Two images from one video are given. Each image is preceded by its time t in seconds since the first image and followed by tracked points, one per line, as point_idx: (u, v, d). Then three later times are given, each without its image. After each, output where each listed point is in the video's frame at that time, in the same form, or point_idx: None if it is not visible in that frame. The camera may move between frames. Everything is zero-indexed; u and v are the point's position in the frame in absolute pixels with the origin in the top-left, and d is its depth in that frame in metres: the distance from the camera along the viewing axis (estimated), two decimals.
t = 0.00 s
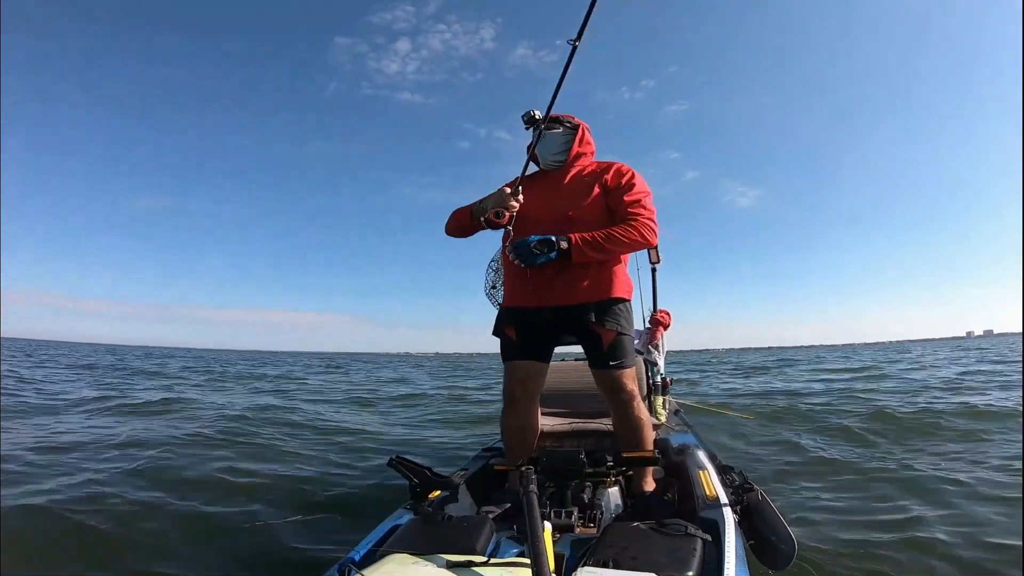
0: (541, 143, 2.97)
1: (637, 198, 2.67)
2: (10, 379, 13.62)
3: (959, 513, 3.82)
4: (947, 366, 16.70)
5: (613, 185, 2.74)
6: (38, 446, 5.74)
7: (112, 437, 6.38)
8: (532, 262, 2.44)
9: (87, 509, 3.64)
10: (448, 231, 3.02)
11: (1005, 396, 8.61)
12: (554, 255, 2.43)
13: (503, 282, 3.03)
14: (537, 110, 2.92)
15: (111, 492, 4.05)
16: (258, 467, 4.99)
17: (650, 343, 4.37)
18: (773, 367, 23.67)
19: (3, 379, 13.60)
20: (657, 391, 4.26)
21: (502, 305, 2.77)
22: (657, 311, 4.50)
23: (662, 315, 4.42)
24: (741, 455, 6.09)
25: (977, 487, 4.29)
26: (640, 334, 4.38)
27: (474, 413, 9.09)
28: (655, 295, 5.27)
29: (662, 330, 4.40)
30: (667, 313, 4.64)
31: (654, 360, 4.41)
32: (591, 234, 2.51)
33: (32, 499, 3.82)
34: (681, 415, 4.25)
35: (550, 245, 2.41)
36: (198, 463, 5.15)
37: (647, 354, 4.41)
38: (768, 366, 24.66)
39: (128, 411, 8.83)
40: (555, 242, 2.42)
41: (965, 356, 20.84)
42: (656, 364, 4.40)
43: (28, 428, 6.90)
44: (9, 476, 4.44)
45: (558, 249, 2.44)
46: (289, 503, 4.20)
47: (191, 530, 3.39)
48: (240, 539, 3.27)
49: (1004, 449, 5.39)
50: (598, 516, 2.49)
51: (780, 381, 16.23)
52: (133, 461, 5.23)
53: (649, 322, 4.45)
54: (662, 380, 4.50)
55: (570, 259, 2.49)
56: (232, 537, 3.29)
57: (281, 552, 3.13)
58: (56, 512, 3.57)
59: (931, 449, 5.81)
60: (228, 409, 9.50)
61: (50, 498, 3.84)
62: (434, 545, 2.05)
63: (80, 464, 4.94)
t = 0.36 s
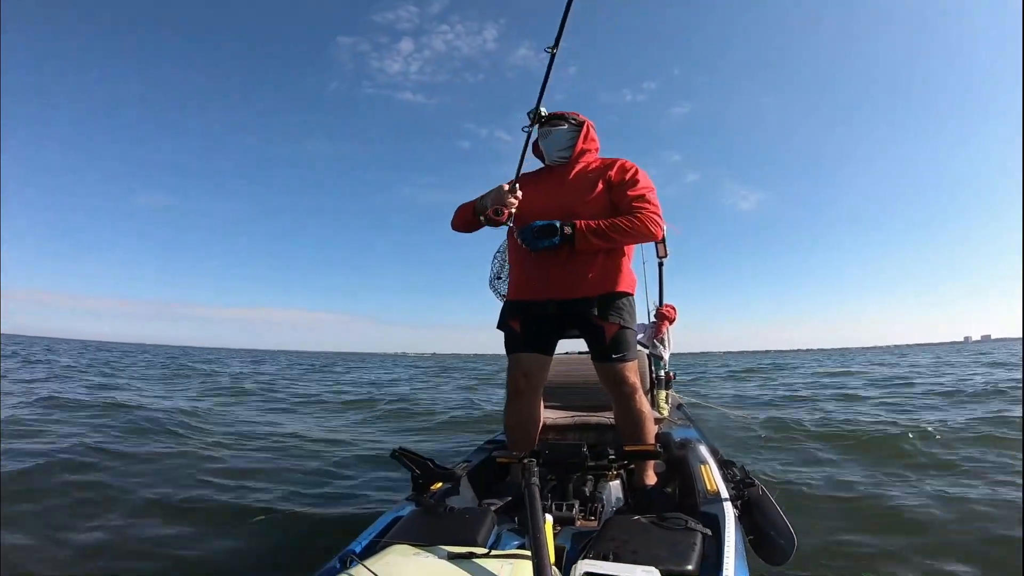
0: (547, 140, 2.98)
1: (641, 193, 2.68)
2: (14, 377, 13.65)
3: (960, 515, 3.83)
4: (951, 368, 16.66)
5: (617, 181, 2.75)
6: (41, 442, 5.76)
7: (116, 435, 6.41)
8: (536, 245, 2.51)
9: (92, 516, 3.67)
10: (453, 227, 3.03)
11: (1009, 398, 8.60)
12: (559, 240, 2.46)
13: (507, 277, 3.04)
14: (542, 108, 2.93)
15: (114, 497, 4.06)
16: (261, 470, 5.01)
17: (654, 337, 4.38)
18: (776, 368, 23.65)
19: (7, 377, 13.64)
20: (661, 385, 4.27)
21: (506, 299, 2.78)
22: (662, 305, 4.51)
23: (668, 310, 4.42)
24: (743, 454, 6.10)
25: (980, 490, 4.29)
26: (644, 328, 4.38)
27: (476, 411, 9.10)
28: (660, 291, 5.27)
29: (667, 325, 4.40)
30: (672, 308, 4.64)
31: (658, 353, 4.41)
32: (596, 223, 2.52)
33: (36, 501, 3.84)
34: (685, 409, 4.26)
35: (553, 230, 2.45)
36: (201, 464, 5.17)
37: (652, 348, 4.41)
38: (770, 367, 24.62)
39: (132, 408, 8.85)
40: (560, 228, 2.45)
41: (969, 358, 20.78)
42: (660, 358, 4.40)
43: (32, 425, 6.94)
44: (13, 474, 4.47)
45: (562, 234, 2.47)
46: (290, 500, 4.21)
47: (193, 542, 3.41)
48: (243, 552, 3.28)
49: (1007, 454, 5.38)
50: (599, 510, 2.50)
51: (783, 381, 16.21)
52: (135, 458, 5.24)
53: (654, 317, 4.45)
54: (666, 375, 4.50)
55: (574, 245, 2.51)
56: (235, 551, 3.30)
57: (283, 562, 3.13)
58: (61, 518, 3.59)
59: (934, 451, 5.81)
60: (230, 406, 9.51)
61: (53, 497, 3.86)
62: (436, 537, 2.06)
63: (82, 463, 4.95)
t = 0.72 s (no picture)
0: (544, 145, 2.98)
1: (636, 199, 2.67)
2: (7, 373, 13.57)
3: (955, 521, 3.82)
4: (946, 373, 16.69)
5: (613, 187, 2.75)
6: (34, 440, 5.72)
7: (109, 433, 6.38)
8: (535, 244, 2.40)
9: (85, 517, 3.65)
10: (445, 229, 3.02)
11: (1003, 404, 8.61)
12: (560, 240, 2.41)
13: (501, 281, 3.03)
14: (542, 112, 2.93)
15: (108, 500, 4.05)
16: (255, 473, 4.99)
17: (647, 343, 4.37)
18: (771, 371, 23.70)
19: None
20: (654, 391, 4.27)
21: (500, 304, 2.77)
22: (655, 311, 4.51)
23: (661, 316, 4.42)
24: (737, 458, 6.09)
25: (973, 495, 4.30)
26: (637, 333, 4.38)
27: (471, 413, 9.09)
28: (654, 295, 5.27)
29: (660, 330, 4.40)
30: (665, 314, 4.64)
31: (651, 359, 4.41)
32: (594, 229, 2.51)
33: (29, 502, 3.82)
34: (678, 415, 4.25)
35: (556, 228, 2.39)
36: (195, 465, 5.16)
37: (645, 354, 4.41)
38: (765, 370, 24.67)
39: (126, 406, 8.80)
40: (563, 228, 2.40)
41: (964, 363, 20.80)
42: (653, 364, 4.40)
43: (26, 420, 6.91)
44: (6, 473, 4.45)
45: (565, 235, 2.42)
46: (285, 501, 4.20)
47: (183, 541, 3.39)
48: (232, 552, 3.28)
49: (1002, 458, 5.39)
50: (592, 516, 2.50)
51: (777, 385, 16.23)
52: (129, 457, 5.21)
53: (647, 322, 4.45)
54: (659, 381, 4.50)
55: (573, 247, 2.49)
56: (225, 550, 3.28)
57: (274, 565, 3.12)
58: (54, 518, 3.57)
59: (929, 454, 5.81)
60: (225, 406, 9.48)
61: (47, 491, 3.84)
62: (428, 544, 2.05)
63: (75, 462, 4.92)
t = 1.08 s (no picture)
0: (543, 149, 2.96)
1: (633, 206, 2.66)
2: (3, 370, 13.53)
3: (949, 525, 3.83)
4: (943, 374, 16.71)
5: (609, 194, 2.73)
6: (30, 438, 5.70)
7: (105, 431, 6.35)
8: (529, 264, 2.40)
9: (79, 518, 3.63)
10: (439, 230, 3.03)
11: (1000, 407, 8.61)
12: (552, 258, 2.40)
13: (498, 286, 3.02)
14: (542, 115, 2.91)
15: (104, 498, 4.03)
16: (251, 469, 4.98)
17: (643, 350, 4.36)
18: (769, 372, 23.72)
19: None
20: (649, 398, 4.26)
21: (495, 310, 2.76)
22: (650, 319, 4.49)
23: (656, 323, 4.41)
24: (733, 460, 6.08)
25: (969, 500, 4.29)
26: (632, 341, 4.36)
27: (468, 413, 9.08)
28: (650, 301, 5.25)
29: (655, 338, 4.39)
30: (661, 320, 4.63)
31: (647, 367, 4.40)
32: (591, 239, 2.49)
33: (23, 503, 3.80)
34: (673, 423, 4.24)
35: (548, 247, 2.38)
36: (191, 463, 5.14)
37: (640, 362, 4.40)
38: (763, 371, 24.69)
39: (121, 404, 8.77)
40: (555, 246, 2.39)
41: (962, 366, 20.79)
42: (648, 371, 4.39)
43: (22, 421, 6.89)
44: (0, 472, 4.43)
45: (556, 252, 2.41)
46: (281, 501, 4.18)
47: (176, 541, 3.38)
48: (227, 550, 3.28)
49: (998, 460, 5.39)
50: (586, 524, 2.49)
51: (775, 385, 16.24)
52: (124, 456, 5.18)
53: (642, 330, 4.44)
54: (654, 388, 4.49)
55: (568, 263, 2.48)
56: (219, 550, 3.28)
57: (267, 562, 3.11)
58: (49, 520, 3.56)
59: (926, 457, 5.81)
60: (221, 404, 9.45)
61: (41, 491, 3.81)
62: (420, 550, 2.04)
63: (69, 460, 4.89)
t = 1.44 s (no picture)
0: (552, 147, 2.97)
1: (643, 204, 2.66)
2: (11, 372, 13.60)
3: (955, 526, 3.83)
4: (945, 370, 16.71)
5: (620, 192, 2.74)
6: (36, 439, 5.73)
7: (111, 432, 6.38)
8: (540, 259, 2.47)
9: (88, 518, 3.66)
10: (450, 232, 3.02)
11: (1003, 403, 8.62)
12: (562, 255, 2.43)
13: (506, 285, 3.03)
14: (551, 113, 2.92)
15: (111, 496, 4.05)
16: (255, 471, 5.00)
17: (650, 349, 4.36)
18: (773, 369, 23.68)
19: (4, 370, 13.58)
20: (656, 397, 4.25)
21: (503, 308, 2.77)
22: (657, 318, 4.50)
23: (664, 323, 4.41)
24: (739, 459, 6.08)
25: (976, 500, 4.29)
26: (640, 340, 4.36)
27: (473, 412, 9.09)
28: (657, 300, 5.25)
29: (663, 337, 4.39)
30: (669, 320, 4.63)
31: (653, 366, 4.39)
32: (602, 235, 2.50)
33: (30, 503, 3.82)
34: (679, 422, 4.24)
35: (558, 245, 2.42)
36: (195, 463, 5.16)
37: (647, 361, 4.40)
38: (767, 369, 24.65)
39: (128, 405, 8.80)
40: (564, 242, 2.42)
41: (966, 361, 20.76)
42: (655, 371, 4.39)
43: (26, 421, 6.92)
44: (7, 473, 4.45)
45: (566, 249, 2.44)
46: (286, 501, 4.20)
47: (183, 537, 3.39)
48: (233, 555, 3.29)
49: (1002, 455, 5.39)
50: (591, 523, 2.49)
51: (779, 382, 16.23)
52: (130, 457, 5.20)
53: (650, 329, 4.44)
54: (661, 388, 4.48)
55: (579, 260, 2.48)
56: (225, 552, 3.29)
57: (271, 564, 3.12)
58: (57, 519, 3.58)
59: (930, 455, 5.80)
60: (227, 405, 9.48)
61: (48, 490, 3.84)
62: (425, 548, 2.05)
63: (76, 462, 4.91)
